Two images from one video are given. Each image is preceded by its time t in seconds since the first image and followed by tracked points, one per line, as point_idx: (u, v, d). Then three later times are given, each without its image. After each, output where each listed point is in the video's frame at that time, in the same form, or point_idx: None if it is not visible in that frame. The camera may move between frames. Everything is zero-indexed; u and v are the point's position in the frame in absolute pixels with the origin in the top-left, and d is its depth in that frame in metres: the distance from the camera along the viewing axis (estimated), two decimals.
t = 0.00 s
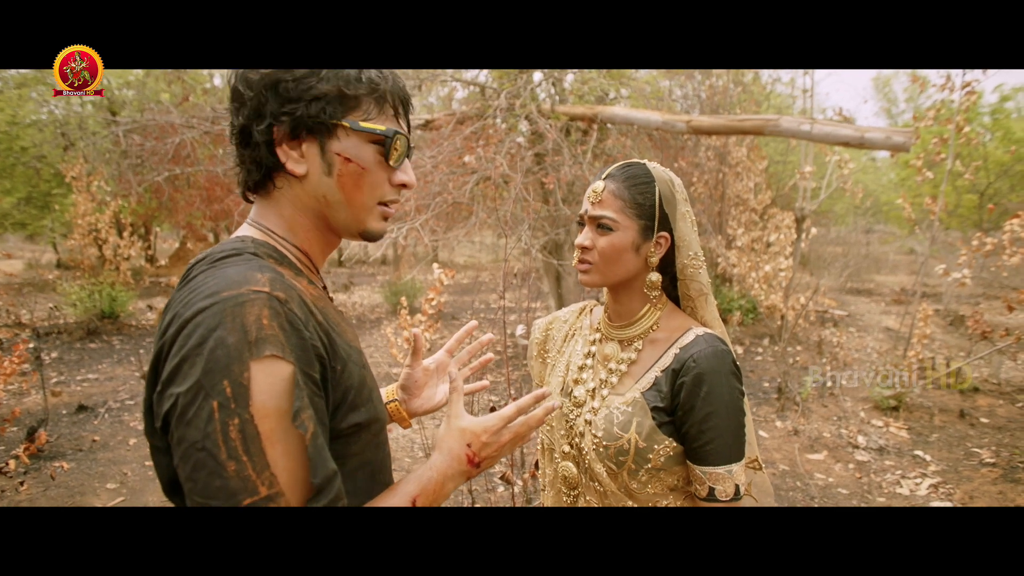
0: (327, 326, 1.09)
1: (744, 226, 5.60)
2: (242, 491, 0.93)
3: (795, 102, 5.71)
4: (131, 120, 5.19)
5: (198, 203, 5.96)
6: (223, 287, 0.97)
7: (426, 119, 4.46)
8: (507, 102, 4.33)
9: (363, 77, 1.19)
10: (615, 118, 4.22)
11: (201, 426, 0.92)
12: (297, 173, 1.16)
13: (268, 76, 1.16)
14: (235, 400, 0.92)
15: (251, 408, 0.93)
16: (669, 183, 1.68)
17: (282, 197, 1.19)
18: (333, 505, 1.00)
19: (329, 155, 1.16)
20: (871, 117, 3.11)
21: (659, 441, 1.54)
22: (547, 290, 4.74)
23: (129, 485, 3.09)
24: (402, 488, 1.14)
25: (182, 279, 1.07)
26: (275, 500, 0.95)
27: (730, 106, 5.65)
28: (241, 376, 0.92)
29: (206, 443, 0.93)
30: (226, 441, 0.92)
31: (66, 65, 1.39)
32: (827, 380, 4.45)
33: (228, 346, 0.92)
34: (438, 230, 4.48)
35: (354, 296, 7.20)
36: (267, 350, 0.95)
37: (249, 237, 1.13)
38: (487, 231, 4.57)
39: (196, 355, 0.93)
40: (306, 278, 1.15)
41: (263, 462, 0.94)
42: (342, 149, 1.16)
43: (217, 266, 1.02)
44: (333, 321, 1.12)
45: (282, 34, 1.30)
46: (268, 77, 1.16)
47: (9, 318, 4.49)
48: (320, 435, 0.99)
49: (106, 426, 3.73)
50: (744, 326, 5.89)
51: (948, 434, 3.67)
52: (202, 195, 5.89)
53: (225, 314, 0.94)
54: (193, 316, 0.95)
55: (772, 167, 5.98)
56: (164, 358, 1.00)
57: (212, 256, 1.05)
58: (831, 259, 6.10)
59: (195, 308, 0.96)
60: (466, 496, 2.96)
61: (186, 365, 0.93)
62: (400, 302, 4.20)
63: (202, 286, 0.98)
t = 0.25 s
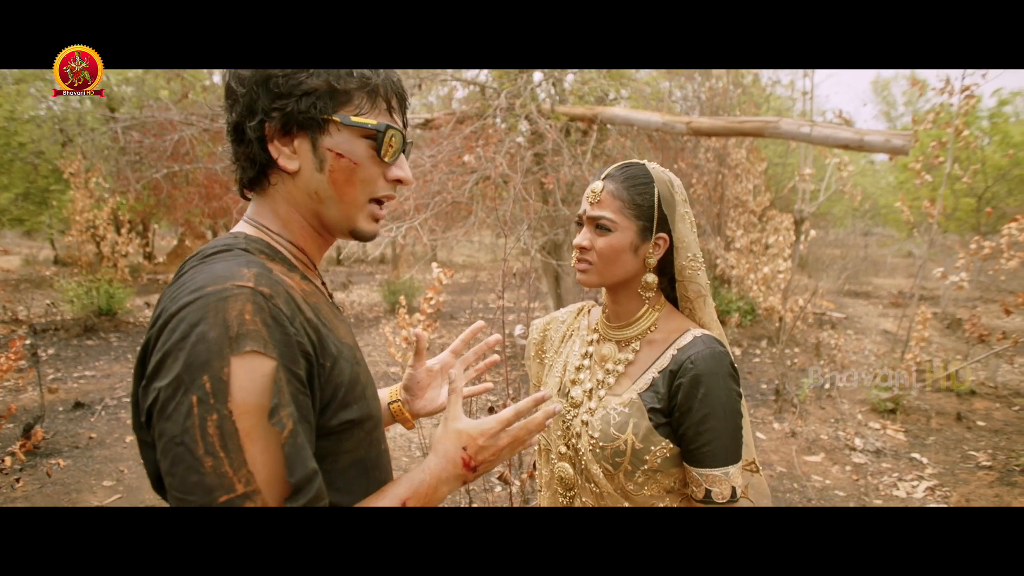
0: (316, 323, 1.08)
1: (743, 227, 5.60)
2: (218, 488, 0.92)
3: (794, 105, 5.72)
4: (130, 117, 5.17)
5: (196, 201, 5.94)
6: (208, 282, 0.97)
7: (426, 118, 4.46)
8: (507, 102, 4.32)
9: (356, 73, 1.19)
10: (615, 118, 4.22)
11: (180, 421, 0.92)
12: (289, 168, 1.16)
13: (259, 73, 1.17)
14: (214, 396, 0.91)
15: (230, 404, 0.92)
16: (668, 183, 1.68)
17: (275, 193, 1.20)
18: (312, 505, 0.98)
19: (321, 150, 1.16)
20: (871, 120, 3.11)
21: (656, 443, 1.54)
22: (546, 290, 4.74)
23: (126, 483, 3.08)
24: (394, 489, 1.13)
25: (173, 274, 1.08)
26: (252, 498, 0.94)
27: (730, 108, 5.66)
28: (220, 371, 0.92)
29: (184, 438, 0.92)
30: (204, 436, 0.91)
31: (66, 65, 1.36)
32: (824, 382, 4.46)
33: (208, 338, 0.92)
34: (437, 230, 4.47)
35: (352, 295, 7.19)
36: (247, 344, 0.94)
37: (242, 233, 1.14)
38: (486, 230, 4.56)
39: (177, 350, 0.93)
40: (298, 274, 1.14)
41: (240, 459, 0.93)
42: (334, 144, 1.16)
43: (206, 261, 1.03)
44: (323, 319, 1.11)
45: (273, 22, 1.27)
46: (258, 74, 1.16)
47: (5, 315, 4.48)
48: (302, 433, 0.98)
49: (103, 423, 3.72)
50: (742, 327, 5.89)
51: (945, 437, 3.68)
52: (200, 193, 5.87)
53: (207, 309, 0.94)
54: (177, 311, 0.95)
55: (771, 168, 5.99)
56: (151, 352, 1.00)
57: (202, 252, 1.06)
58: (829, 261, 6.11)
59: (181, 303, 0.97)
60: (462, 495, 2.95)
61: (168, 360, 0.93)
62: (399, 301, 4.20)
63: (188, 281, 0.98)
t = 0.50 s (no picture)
0: (291, 296, 1.09)
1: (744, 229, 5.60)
2: (174, 446, 0.89)
3: (796, 107, 5.72)
4: (132, 118, 5.19)
5: (198, 202, 5.95)
6: (180, 253, 0.99)
7: (427, 120, 4.46)
8: (509, 104, 4.32)
9: (371, 78, 1.21)
10: (616, 120, 4.22)
11: (145, 383, 0.91)
12: (296, 164, 1.16)
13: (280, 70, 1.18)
14: (175, 352, 0.90)
15: (188, 359, 0.90)
16: (668, 185, 1.68)
17: (278, 185, 1.19)
18: (271, 467, 0.91)
19: (331, 149, 1.16)
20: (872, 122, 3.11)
21: (656, 444, 1.54)
22: (547, 292, 4.75)
23: (127, 484, 3.08)
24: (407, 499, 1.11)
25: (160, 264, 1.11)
26: (206, 458, 0.89)
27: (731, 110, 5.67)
28: (182, 328, 0.91)
29: (147, 400, 0.91)
30: (161, 393, 0.89)
31: (66, 65, 1.37)
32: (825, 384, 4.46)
33: (173, 298, 0.92)
34: (438, 231, 4.46)
35: (353, 296, 7.19)
36: (210, 302, 0.93)
37: (238, 219, 1.15)
38: (487, 232, 4.57)
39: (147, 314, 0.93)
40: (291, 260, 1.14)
41: (195, 414, 0.89)
42: (344, 144, 1.16)
43: (186, 239, 1.05)
44: (300, 293, 1.12)
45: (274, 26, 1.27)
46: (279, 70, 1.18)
47: (7, 315, 4.48)
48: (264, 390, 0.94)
49: (104, 424, 3.72)
50: (743, 329, 5.88)
51: (946, 440, 3.68)
52: (202, 194, 5.88)
53: (175, 273, 0.95)
54: (151, 282, 0.97)
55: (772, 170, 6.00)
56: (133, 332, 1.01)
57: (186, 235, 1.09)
58: (830, 263, 6.11)
59: (156, 270, 0.98)
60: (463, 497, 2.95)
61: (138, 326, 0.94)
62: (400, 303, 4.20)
63: (165, 257, 1.01)
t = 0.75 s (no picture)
0: (269, 313, 1.06)
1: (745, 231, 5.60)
2: (98, 443, 0.94)
3: (795, 108, 5.73)
4: (134, 122, 5.20)
5: (199, 206, 5.95)
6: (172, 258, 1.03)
7: (427, 123, 4.47)
8: (509, 106, 4.33)
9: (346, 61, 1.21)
10: (616, 122, 4.24)
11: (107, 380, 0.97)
12: (293, 164, 1.17)
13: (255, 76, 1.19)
14: (127, 357, 0.94)
15: (135, 367, 0.93)
16: (669, 187, 1.68)
17: (283, 190, 1.22)
18: (157, 486, 0.93)
19: (321, 140, 1.17)
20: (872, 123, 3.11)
21: (658, 445, 1.54)
22: (548, 294, 4.75)
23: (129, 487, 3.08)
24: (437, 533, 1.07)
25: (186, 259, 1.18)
26: (113, 463, 0.93)
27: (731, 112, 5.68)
28: (138, 335, 0.94)
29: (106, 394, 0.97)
30: (109, 394, 0.94)
31: (66, 65, 1.38)
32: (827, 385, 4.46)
33: (142, 305, 0.96)
34: (438, 234, 4.46)
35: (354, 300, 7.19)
36: (168, 317, 0.95)
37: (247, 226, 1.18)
38: (488, 234, 4.57)
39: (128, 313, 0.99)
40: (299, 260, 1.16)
41: (121, 421, 0.93)
42: (332, 132, 1.16)
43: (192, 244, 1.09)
44: (286, 311, 1.09)
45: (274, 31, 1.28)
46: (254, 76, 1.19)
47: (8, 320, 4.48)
48: (188, 412, 0.95)
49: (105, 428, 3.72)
50: (745, 331, 5.87)
51: (948, 440, 3.67)
52: (203, 198, 5.88)
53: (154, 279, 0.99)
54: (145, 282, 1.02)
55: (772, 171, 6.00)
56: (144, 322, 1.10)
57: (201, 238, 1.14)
58: (831, 265, 6.11)
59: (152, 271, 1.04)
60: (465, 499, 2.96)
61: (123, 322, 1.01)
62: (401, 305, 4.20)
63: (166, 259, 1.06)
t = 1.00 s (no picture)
0: (233, 320, 1.13)
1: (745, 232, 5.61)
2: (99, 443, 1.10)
3: (795, 110, 5.73)
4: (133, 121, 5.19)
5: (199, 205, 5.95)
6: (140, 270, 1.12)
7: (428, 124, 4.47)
8: (509, 107, 4.33)
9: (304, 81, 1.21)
10: (617, 123, 4.24)
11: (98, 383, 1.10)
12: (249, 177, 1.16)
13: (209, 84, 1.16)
14: (107, 369, 1.06)
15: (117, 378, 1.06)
16: (676, 190, 1.68)
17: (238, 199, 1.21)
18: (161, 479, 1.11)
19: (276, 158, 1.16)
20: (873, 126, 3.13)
21: (660, 448, 1.54)
22: (548, 295, 4.76)
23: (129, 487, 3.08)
24: None
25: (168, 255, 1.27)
26: (116, 460, 1.10)
27: (730, 113, 5.69)
28: (116, 349, 1.06)
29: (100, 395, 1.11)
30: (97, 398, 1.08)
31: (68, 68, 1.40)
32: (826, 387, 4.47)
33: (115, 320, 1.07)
34: (438, 234, 4.44)
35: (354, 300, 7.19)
36: (137, 334, 1.06)
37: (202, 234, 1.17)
38: (488, 235, 4.57)
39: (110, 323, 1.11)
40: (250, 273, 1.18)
41: (115, 425, 1.08)
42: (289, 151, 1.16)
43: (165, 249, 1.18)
44: (249, 316, 1.15)
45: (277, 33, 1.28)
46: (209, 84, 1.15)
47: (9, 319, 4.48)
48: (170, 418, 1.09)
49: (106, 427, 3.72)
50: (744, 332, 5.87)
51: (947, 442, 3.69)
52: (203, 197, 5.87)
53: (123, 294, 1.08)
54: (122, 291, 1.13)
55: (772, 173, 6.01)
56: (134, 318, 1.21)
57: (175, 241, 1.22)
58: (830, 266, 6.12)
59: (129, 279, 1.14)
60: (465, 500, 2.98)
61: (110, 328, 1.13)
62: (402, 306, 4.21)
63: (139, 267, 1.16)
